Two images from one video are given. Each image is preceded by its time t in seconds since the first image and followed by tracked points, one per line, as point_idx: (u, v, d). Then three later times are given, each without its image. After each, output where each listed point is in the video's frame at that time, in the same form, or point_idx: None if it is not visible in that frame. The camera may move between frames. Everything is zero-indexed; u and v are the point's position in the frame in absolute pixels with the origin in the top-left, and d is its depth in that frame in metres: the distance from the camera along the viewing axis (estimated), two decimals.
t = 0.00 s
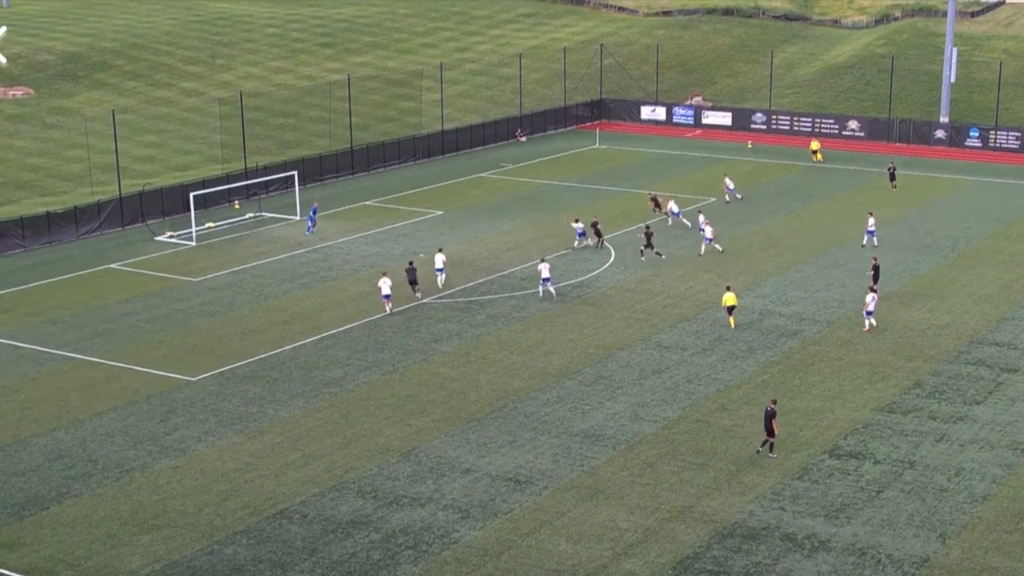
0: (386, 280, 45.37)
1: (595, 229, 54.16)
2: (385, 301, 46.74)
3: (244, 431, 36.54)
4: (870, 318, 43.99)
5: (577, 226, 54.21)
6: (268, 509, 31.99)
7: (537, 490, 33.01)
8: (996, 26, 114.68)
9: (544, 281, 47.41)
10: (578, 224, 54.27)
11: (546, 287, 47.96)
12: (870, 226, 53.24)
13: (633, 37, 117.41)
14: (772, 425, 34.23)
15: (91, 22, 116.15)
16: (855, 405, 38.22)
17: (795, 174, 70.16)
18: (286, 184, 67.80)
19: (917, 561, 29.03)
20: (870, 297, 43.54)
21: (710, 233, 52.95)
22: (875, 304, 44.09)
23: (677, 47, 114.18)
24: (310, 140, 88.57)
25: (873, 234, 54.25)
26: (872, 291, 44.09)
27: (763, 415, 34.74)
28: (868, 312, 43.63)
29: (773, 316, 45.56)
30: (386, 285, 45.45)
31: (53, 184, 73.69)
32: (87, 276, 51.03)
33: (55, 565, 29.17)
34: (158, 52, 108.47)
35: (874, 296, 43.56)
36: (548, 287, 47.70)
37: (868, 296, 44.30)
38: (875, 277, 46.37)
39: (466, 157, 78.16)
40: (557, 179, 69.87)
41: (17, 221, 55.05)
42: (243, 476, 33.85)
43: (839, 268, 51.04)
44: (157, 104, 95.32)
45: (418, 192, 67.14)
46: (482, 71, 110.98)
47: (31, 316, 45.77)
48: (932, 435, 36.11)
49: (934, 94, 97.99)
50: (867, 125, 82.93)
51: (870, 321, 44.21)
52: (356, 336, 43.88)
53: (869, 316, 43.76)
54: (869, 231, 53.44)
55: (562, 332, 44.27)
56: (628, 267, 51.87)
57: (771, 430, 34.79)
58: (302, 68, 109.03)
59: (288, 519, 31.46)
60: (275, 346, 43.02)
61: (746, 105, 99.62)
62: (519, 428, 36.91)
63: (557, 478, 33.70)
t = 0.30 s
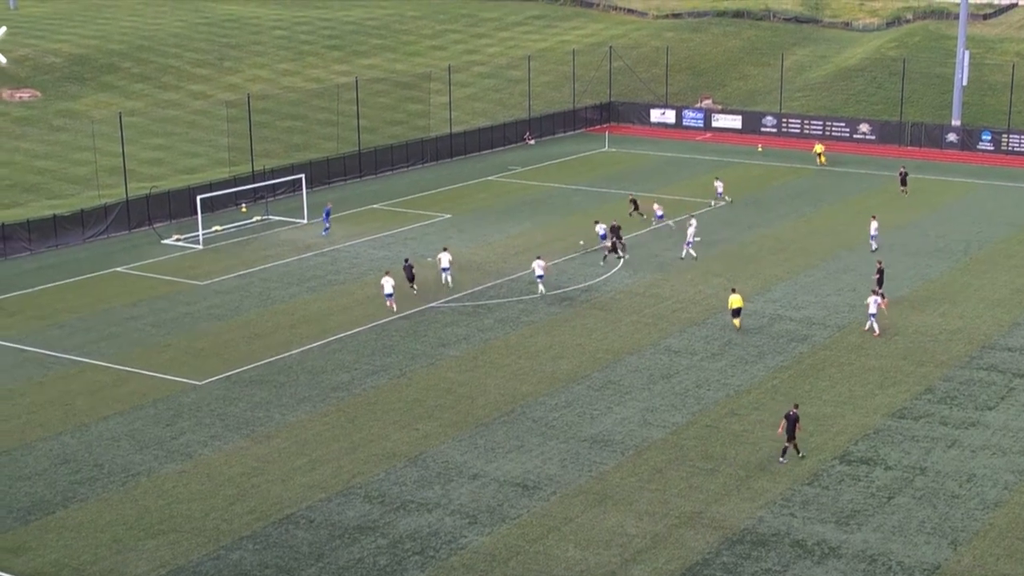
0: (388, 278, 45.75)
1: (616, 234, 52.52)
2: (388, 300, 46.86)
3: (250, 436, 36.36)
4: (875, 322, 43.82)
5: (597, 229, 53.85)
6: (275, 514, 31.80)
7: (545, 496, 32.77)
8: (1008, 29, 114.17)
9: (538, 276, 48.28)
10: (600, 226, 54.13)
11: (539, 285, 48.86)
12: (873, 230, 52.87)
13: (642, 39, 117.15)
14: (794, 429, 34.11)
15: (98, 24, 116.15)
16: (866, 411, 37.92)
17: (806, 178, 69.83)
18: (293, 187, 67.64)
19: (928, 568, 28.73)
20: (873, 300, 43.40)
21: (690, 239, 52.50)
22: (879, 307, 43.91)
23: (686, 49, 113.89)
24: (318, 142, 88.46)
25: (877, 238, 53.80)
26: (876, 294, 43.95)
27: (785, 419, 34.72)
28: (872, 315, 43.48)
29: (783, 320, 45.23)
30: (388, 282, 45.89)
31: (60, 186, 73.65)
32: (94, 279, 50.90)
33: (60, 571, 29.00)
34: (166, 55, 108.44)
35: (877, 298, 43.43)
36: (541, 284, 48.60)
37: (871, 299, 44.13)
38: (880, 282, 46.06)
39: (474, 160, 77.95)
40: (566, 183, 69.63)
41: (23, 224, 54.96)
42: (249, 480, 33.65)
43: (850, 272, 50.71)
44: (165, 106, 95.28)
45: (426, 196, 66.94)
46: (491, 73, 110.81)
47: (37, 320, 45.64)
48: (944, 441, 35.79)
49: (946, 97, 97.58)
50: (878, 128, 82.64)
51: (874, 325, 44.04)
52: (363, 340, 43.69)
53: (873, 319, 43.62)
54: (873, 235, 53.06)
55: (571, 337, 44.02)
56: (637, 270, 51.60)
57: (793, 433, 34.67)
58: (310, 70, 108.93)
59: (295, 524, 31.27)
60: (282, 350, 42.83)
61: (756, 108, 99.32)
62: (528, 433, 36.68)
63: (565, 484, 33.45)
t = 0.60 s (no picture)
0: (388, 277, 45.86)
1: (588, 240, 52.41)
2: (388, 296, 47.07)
3: (258, 440, 36.10)
4: (878, 323, 43.59)
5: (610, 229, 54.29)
6: (282, 519, 31.53)
7: (554, 501, 32.45)
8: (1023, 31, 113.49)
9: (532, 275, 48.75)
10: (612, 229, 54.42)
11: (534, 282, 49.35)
12: (878, 233, 52.39)
13: (653, 40, 116.77)
14: (818, 431, 33.87)
15: (106, 25, 116.10)
16: (878, 416, 37.54)
17: (817, 181, 69.38)
18: (302, 190, 67.43)
19: None
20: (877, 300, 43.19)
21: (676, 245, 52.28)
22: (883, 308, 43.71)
23: (698, 51, 113.47)
24: (327, 144, 88.28)
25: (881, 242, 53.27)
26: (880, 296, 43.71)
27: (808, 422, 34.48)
28: (876, 316, 43.25)
29: (795, 325, 44.85)
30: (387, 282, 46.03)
31: (68, 188, 73.56)
32: (101, 282, 50.72)
33: None
34: (174, 56, 108.35)
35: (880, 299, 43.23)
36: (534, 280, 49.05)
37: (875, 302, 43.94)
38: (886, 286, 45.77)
39: (484, 163, 77.65)
40: (576, 185, 69.28)
41: (29, 226, 54.80)
42: (256, 485, 33.40)
43: (862, 276, 50.29)
44: (172, 108, 95.16)
45: (435, 198, 66.68)
46: (500, 75, 110.53)
47: (44, 323, 45.45)
48: (957, 447, 35.39)
49: (960, 100, 97.07)
50: (891, 131, 82.14)
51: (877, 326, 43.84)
52: (371, 344, 43.39)
53: (876, 320, 43.41)
54: (878, 239, 52.62)
55: (580, 341, 43.66)
56: (647, 274, 51.24)
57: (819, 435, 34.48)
58: (319, 72, 108.75)
59: (302, 529, 31.01)
60: (290, 353, 42.57)
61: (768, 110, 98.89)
62: (537, 437, 36.35)
63: (574, 489, 33.12)
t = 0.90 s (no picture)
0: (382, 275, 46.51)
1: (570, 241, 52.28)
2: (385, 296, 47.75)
3: (264, 444, 35.81)
4: (881, 326, 43.37)
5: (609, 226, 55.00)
6: (288, 524, 31.23)
7: (563, 507, 32.09)
8: None
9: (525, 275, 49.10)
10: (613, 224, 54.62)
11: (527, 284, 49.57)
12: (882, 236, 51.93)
13: (664, 42, 116.38)
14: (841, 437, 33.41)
15: (113, 26, 115.97)
16: (890, 422, 37.11)
17: (829, 184, 68.93)
18: (309, 192, 67.19)
19: None
20: (881, 303, 43.04)
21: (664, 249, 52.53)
22: (886, 311, 43.58)
23: (708, 52, 113.02)
24: (335, 146, 88.06)
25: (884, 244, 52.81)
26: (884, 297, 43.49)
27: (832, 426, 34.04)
28: (879, 319, 43.04)
29: (807, 329, 44.43)
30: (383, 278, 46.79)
31: (74, 190, 73.43)
32: (107, 284, 50.49)
33: None
34: (180, 57, 108.19)
35: (883, 303, 43.14)
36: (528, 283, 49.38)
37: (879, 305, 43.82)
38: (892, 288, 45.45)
39: (493, 165, 77.30)
40: (585, 188, 68.91)
41: (34, 228, 54.60)
42: (262, 490, 33.09)
43: (874, 279, 49.86)
44: (179, 109, 95.00)
45: (443, 201, 66.34)
46: (509, 77, 110.22)
47: (48, 326, 45.21)
48: (970, 452, 34.95)
49: (974, 102, 96.57)
50: (904, 132, 81.64)
51: (879, 328, 43.67)
52: (378, 348, 43.06)
53: (880, 323, 43.19)
54: (881, 243, 52.16)
55: (589, 345, 43.29)
56: (656, 277, 50.85)
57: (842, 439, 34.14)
58: (326, 73, 108.53)
59: (308, 534, 30.71)
60: (297, 357, 42.28)
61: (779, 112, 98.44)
62: (546, 442, 36.00)
63: (583, 495, 32.77)
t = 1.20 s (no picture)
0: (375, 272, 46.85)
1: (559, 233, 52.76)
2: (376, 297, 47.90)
3: (269, 449, 35.45)
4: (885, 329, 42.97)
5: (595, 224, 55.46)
6: (293, 530, 30.87)
7: (570, 513, 31.68)
8: None
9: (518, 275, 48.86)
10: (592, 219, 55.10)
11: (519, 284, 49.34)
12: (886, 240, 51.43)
13: (673, 43, 115.95)
14: (866, 440, 33.04)
15: (118, 27, 115.79)
16: (902, 428, 36.65)
17: (839, 187, 68.42)
18: (314, 195, 66.85)
19: None
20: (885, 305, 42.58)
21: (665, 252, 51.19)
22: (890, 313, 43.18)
23: (718, 54, 112.55)
24: (341, 149, 87.79)
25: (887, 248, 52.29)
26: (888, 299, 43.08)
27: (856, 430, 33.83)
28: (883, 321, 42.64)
29: (817, 333, 43.95)
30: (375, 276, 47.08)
31: (78, 192, 73.20)
32: (112, 288, 50.20)
33: None
34: (185, 59, 107.94)
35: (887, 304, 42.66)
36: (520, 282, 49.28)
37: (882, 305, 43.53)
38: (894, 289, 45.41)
39: (501, 167, 76.91)
40: (594, 191, 68.47)
41: (38, 231, 54.35)
42: (266, 495, 32.74)
43: (886, 284, 49.35)
44: (184, 111, 94.77)
45: (451, 204, 65.95)
46: (517, 78, 109.87)
47: (51, 329, 44.92)
48: (983, 459, 34.47)
49: (987, 105, 96.09)
50: (916, 135, 81.03)
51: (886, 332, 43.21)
52: (384, 352, 42.67)
53: (884, 326, 42.81)
54: (886, 247, 51.69)
55: (597, 349, 42.86)
56: (665, 281, 50.44)
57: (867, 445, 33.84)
58: (333, 75, 108.23)
59: (313, 540, 30.35)
60: (302, 361, 41.94)
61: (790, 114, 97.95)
62: (553, 448, 35.61)
63: (591, 501, 32.36)
